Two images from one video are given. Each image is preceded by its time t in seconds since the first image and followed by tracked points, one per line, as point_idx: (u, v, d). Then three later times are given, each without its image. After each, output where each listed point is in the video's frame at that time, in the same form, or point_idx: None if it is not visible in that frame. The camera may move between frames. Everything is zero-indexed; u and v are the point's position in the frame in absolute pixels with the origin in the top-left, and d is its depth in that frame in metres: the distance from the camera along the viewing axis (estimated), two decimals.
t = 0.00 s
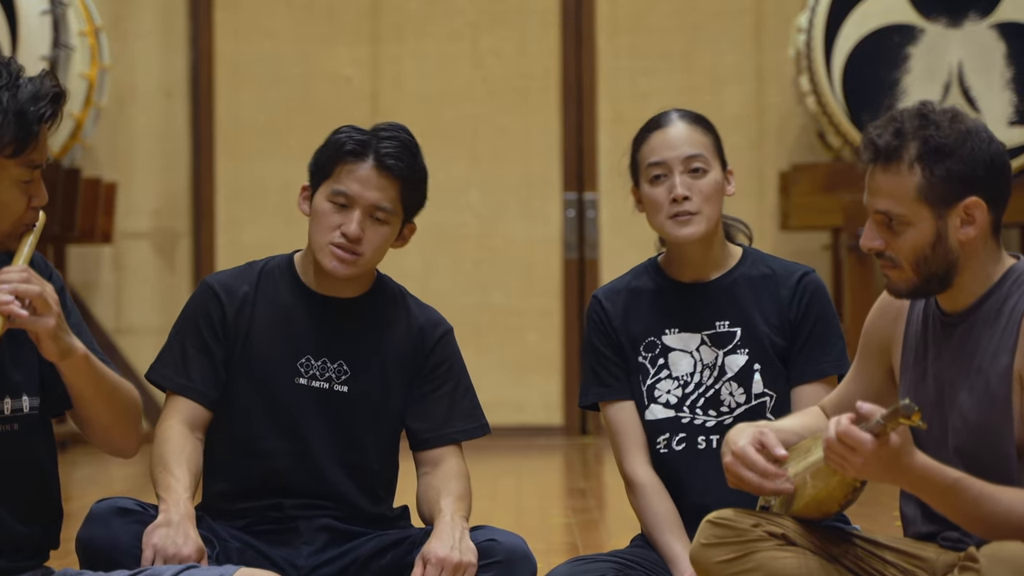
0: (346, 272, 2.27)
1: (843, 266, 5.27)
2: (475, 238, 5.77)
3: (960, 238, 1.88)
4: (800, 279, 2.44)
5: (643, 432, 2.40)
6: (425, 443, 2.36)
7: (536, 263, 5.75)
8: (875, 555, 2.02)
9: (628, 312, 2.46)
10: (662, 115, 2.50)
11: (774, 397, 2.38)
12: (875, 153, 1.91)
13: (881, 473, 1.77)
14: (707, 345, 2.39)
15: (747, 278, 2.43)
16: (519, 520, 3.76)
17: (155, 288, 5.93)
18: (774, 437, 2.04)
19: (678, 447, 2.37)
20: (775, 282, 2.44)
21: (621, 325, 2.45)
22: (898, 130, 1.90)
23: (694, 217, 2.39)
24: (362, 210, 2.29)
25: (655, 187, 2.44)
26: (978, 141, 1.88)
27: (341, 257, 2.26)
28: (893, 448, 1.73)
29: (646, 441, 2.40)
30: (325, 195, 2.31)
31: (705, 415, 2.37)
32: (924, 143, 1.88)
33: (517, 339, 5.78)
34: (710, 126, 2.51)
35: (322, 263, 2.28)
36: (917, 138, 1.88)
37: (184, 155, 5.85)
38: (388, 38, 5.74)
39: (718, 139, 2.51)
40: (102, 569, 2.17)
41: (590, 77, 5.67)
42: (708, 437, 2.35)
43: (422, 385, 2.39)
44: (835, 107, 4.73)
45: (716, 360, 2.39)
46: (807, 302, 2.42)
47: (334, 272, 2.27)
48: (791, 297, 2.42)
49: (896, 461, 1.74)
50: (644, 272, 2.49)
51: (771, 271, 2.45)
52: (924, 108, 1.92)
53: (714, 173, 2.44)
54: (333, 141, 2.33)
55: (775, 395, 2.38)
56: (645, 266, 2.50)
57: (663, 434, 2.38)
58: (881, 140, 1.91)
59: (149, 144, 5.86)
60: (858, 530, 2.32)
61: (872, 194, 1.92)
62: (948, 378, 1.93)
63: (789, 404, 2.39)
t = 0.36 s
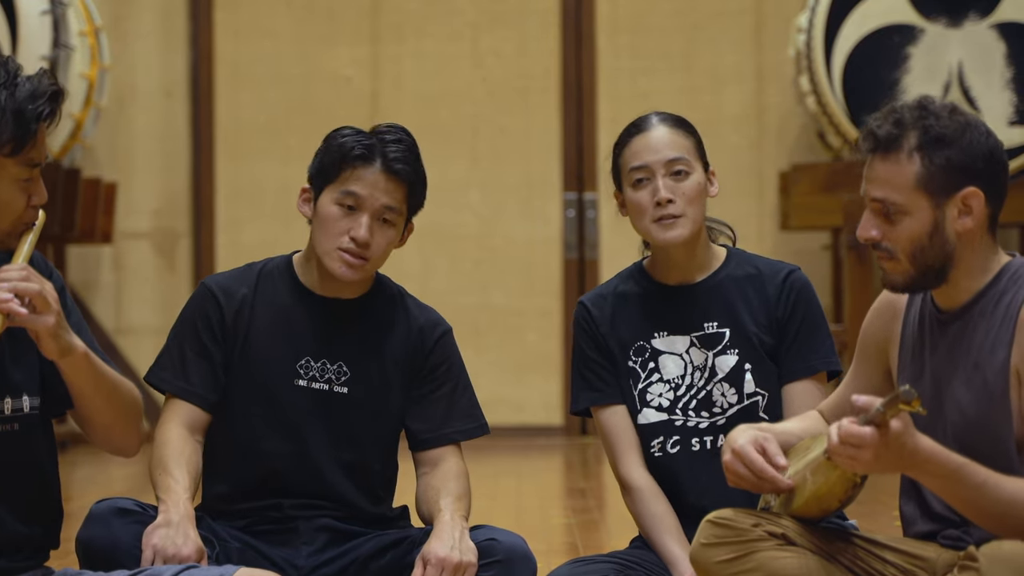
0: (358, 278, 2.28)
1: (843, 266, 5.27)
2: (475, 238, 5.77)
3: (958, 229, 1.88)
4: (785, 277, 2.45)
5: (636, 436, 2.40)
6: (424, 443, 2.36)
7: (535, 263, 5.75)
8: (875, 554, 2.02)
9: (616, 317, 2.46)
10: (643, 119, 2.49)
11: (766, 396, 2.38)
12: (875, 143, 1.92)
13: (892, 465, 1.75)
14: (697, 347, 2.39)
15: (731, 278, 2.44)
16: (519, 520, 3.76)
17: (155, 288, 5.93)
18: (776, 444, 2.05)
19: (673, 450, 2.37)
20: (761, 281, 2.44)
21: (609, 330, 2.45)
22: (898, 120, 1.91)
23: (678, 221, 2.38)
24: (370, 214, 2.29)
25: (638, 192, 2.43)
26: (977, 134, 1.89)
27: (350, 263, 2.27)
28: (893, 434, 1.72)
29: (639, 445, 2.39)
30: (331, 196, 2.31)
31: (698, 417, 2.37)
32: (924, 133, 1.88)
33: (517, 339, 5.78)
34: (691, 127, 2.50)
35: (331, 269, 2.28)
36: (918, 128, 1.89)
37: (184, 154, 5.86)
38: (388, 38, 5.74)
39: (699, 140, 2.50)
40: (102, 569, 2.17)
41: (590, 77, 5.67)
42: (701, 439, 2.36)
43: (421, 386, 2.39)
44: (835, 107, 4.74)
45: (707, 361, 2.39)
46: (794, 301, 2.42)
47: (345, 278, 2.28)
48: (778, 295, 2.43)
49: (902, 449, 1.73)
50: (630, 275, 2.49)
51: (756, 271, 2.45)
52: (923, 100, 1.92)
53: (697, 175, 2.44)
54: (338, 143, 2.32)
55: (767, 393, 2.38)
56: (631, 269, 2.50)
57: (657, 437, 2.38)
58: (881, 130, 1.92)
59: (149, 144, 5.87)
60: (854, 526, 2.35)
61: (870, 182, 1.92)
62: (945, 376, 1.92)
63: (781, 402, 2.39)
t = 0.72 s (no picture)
0: (340, 269, 2.28)
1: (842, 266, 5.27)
2: (475, 238, 5.77)
3: (954, 224, 1.88)
4: (782, 273, 2.45)
5: (636, 432, 2.39)
6: (420, 438, 2.36)
7: (535, 263, 5.75)
8: (875, 555, 2.02)
9: (614, 313, 2.45)
10: (640, 110, 2.52)
11: (762, 389, 2.38)
12: (861, 150, 1.93)
13: (896, 455, 1.75)
14: (695, 341, 2.39)
15: (729, 272, 2.44)
16: (519, 520, 3.76)
17: (155, 288, 5.92)
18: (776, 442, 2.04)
19: (672, 443, 2.36)
20: (758, 276, 2.44)
21: (608, 326, 2.45)
22: (881, 125, 1.92)
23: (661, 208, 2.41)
24: (351, 202, 2.30)
25: (627, 180, 2.46)
26: (961, 129, 1.90)
27: (334, 255, 2.26)
28: (895, 425, 1.72)
29: (639, 440, 2.39)
30: (311, 190, 2.32)
31: (697, 410, 2.36)
32: (909, 134, 1.89)
33: (517, 339, 5.78)
34: (691, 119, 2.52)
35: (312, 261, 2.28)
36: (903, 129, 1.90)
37: (184, 154, 5.86)
38: (388, 38, 5.74)
39: (699, 131, 2.51)
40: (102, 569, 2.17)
41: (590, 77, 5.67)
42: (700, 432, 2.35)
43: (412, 382, 2.38)
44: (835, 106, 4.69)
45: (705, 355, 2.39)
46: (790, 297, 2.43)
47: (328, 269, 2.27)
48: (774, 290, 2.43)
49: (904, 439, 1.72)
50: (627, 273, 2.49)
51: (753, 266, 2.46)
52: (906, 103, 1.94)
53: (687, 163, 2.45)
54: (315, 138, 2.34)
55: (763, 387, 2.38)
56: (628, 267, 2.50)
57: (656, 431, 2.37)
58: (865, 137, 1.93)
59: (149, 144, 5.87)
60: (852, 525, 2.35)
61: (861, 188, 1.92)
62: (944, 373, 1.92)
63: (777, 396, 2.39)
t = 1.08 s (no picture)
0: (327, 263, 2.27)
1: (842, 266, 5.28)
2: (475, 238, 5.77)
3: (953, 222, 1.88)
4: (793, 273, 2.44)
5: (642, 426, 2.39)
6: (414, 433, 2.36)
7: (536, 263, 5.75)
8: (874, 555, 2.03)
9: (624, 305, 2.46)
10: (660, 104, 2.55)
11: (768, 386, 2.37)
12: (866, 140, 1.93)
13: (892, 456, 1.75)
14: (703, 336, 2.39)
15: (741, 269, 2.44)
16: (519, 520, 3.76)
17: (155, 288, 5.92)
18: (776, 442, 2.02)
19: (677, 435, 2.36)
20: (769, 275, 2.44)
21: (618, 318, 2.45)
22: (888, 117, 1.93)
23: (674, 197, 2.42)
24: (332, 194, 2.30)
25: (642, 169, 2.49)
26: (966, 127, 1.90)
27: (319, 249, 2.26)
28: (892, 426, 1.72)
29: (646, 434, 2.39)
30: (292, 186, 2.32)
31: (702, 405, 2.36)
32: (914, 128, 1.90)
33: (517, 339, 5.78)
34: (710, 114, 2.53)
35: (297, 257, 2.28)
36: (908, 123, 1.91)
37: (184, 154, 5.86)
38: (388, 38, 5.74)
39: (718, 126, 2.52)
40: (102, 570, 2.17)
41: (590, 77, 5.67)
42: (705, 426, 2.35)
43: (402, 377, 2.38)
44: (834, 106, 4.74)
45: (712, 350, 2.38)
46: (800, 297, 2.42)
47: (314, 264, 2.27)
48: (785, 289, 2.43)
49: (903, 437, 1.72)
50: (640, 267, 2.50)
51: (764, 265, 2.45)
52: (914, 98, 1.94)
53: (702, 155, 2.46)
54: (292, 134, 2.35)
55: (769, 384, 2.38)
56: (642, 261, 2.51)
57: (661, 423, 2.37)
58: (871, 128, 1.93)
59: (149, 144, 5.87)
60: (853, 525, 2.35)
61: (863, 178, 1.93)
62: (940, 371, 1.93)
63: (782, 394, 2.38)
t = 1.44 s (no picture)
0: (304, 256, 2.28)
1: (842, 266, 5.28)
2: (475, 238, 5.77)
3: (953, 226, 1.88)
4: (806, 275, 2.43)
5: (648, 421, 2.40)
6: (408, 428, 2.35)
7: (536, 263, 5.75)
8: (875, 555, 2.02)
9: (636, 299, 2.46)
10: (684, 101, 2.55)
11: (775, 386, 2.37)
12: (863, 147, 1.92)
13: (891, 458, 1.75)
14: (713, 332, 2.39)
15: (755, 269, 2.44)
16: (519, 520, 3.76)
17: (154, 288, 5.92)
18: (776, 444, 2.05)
19: (682, 431, 2.36)
20: (782, 276, 2.43)
21: (629, 311, 2.45)
22: (885, 123, 1.92)
23: (693, 192, 2.42)
24: (309, 187, 2.31)
25: (661, 162, 2.49)
26: (964, 130, 1.90)
27: (296, 240, 2.27)
28: (896, 428, 1.72)
29: (652, 429, 2.39)
30: (270, 181, 2.34)
31: (708, 401, 2.36)
32: (911, 133, 1.89)
33: (517, 339, 5.78)
34: (734, 115, 2.54)
35: (273, 249, 2.28)
36: (905, 128, 1.90)
37: (184, 154, 5.86)
38: (388, 38, 5.74)
39: (740, 126, 2.53)
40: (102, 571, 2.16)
41: (590, 77, 5.67)
42: (710, 423, 2.34)
43: (393, 373, 2.37)
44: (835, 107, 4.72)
45: (722, 347, 2.38)
46: (813, 299, 2.42)
47: (291, 256, 2.27)
48: (797, 292, 2.42)
49: (903, 440, 1.72)
50: (653, 263, 2.49)
51: (778, 265, 2.44)
52: (911, 102, 1.94)
53: (724, 153, 2.47)
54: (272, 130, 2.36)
55: (776, 384, 2.38)
56: (655, 256, 2.50)
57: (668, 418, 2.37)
58: (868, 134, 1.92)
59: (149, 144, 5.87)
60: (855, 526, 2.34)
61: (862, 186, 1.92)
62: (942, 372, 1.93)
63: (788, 396, 2.38)
